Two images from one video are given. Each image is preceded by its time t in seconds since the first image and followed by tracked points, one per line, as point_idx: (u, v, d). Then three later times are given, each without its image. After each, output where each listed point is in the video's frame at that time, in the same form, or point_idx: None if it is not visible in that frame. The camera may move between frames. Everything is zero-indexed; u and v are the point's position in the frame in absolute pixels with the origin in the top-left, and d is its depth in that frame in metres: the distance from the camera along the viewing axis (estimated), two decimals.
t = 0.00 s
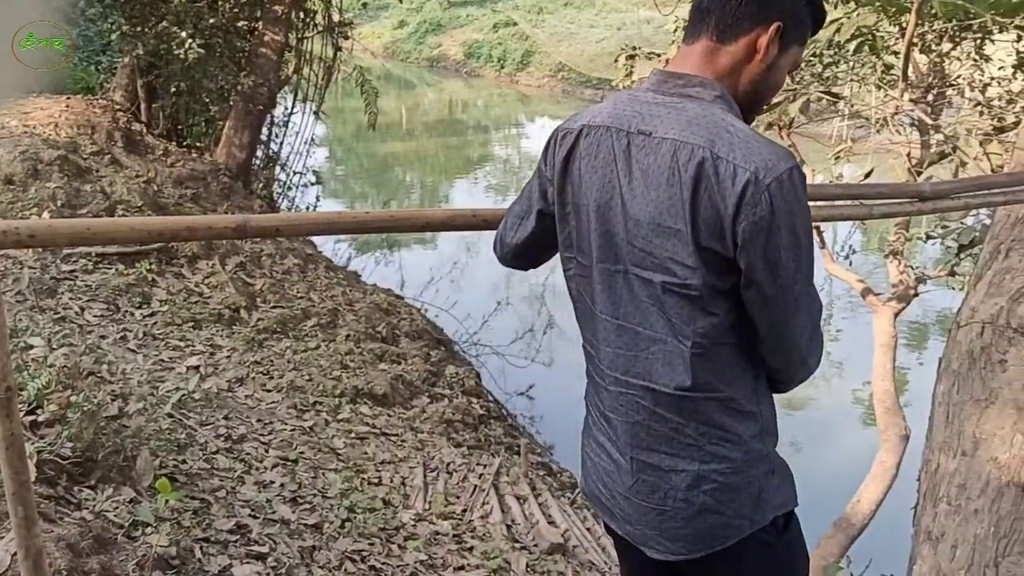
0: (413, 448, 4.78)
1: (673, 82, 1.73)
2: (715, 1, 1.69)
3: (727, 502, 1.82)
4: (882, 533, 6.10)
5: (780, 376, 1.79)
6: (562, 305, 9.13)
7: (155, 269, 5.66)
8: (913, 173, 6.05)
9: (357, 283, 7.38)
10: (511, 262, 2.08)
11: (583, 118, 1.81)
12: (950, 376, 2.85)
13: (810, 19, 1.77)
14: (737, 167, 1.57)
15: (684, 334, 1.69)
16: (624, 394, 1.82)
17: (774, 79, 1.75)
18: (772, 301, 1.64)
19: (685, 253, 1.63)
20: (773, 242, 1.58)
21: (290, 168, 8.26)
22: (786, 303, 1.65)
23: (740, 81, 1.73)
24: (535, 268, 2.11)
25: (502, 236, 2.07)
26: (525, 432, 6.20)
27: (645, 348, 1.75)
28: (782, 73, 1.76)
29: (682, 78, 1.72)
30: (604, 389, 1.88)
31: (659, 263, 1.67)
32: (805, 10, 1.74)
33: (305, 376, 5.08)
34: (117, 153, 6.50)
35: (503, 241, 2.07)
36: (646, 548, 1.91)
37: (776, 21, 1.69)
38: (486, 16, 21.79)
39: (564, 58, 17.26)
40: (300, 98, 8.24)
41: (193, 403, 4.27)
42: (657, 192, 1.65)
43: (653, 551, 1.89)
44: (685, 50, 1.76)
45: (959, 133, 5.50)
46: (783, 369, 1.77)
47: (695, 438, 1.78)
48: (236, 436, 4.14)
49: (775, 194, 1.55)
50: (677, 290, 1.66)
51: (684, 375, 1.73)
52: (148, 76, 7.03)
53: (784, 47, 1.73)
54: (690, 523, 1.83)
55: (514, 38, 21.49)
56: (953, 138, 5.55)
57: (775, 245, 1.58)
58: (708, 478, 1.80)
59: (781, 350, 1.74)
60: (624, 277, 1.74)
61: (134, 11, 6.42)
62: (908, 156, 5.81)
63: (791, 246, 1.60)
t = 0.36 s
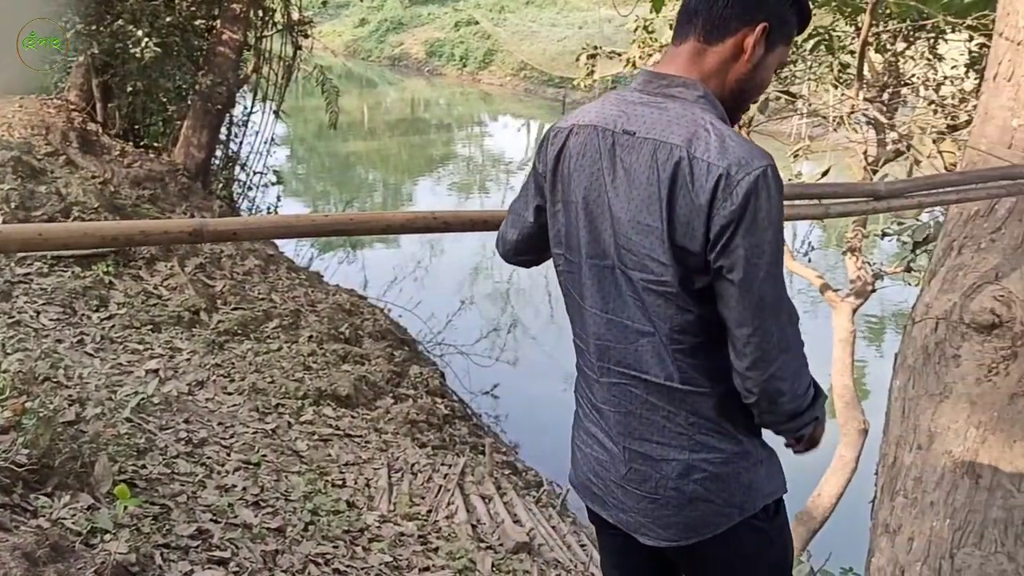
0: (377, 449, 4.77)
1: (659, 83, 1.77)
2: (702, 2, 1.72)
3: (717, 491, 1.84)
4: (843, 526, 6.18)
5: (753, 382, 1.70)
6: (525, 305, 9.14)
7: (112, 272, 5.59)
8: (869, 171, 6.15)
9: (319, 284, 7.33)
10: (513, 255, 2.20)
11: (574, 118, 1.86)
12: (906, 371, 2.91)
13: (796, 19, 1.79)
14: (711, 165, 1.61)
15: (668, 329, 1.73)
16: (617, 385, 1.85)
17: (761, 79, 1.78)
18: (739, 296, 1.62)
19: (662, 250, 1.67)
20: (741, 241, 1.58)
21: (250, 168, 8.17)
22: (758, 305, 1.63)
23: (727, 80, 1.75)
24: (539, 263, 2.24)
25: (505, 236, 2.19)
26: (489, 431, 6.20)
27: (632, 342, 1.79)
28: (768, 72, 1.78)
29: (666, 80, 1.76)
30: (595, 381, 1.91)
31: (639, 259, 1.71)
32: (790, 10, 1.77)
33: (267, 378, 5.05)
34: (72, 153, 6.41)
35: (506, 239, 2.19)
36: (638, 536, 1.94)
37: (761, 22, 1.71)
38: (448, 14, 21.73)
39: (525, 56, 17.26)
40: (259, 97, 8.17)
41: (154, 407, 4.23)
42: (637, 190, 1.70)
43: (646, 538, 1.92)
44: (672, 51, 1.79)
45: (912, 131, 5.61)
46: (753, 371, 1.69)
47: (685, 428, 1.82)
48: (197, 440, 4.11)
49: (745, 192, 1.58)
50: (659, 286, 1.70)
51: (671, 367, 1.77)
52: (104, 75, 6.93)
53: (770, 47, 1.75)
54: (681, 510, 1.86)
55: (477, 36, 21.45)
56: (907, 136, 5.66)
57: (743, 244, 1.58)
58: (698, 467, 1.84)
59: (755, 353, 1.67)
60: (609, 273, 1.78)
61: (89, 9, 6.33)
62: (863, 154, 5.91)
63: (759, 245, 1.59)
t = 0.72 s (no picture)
0: (333, 451, 4.74)
1: (637, 90, 1.77)
2: (681, 10, 1.72)
3: (698, 485, 1.84)
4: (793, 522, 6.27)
5: (692, 379, 1.63)
6: (482, 305, 9.14)
7: (59, 275, 5.49)
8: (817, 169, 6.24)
9: (273, 285, 7.27)
10: (484, 255, 2.10)
11: (554, 122, 1.85)
12: (853, 365, 2.96)
13: (773, 26, 1.80)
14: (685, 171, 1.62)
15: (649, 331, 1.72)
16: (601, 384, 1.84)
17: (740, 86, 1.78)
18: (694, 292, 1.59)
19: (641, 253, 1.66)
20: (712, 244, 1.57)
21: (200, 167, 8.05)
22: (711, 301, 1.58)
23: (706, 87, 1.75)
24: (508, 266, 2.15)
25: (477, 236, 2.08)
26: (446, 431, 6.18)
27: (614, 342, 1.78)
28: (747, 80, 1.78)
29: (646, 86, 1.77)
30: (578, 379, 1.90)
31: (619, 262, 1.70)
32: (769, 18, 1.77)
33: (220, 381, 4.99)
34: (16, 154, 6.29)
35: (476, 239, 2.09)
36: (619, 527, 1.94)
37: (740, 30, 1.72)
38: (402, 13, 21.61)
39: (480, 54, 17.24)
40: (209, 96, 8.07)
41: (102, 412, 4.17)
42: (616, 194, 1.69)
43: (626, 530, 1.92)
44: (652, 57, 1.79)
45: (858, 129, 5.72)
46: (692, 366, 1.62)
47: (667, 424, 1.81)
48: (148, 445, 4.06)
49: (715, 195, 1.58)
50: (640, 287, 1.69)
51: (654, 365, 1.75)
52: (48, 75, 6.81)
53: (748, 55, 1.76)
54: (661, 505, 1.86)
55: (431, 34, 21.40)
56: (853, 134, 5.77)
57: (712, 245, 1.58)
58: (680, 462, 1.83)
59: (709, 352, 1.60)
60: (590, 276, 1.77)
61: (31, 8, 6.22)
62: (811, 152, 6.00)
63: (727, 245, 1.58)
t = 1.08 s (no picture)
0: (285, 454, 4.69)
1: (626, 85, 1.79)
2: (668, 9, 1.74)
3: (682, 470, 1.89)
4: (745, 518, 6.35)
5: (686, 370, 1.65)
6: (436, 304, 9.12)
7: None
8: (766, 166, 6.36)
9: (222, 286, 7.19)
10: (456, 254, 2.06)
11: (541, 115, 1.84)
12: (800, 360, 3.00)
13: (755, 30, 1.84)
14: (682, 167, 1.64)
15: (640, 321, 1.75)
16: (587, 373, 1.86)
17: (722, 87, 1.82)
18: (689, 285, 1.62)
19: (636, 247, 1.68)
20: (708, 240, 1.61)
21: (146, 168, 7.90)
22: (705, 294, 1.62)
23: (691, 86, 1.79)
24: (478, 263, 2.12)
25: (451, 234, 2.04)
26: (401, 431, 6.16)
27: (602, 332, 1.80)
28: (729, 80, 1.82)
29: (634, 83, 1.78)
30: (561, 369, 1.91)
31: (612, 256, 1.71)
32: (751, 20, 1.81)
33: (167, 385, 4.91)
34: None
35: (449, 237, 2.04)
36: (603, 517, 1.95)
37: (725, 31, 1.76)
38: (352, 11, 21.44)
39: (431, 52, 17.18)
40: (154, 95, 7.94)
41: (45, 419, 4.10)
42: (610, 188, 1.70)
43: (612, 518, 1.94)
44: (638, 55, 1.81)
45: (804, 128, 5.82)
46: (684, 356, 1.64)
47: (653, 410, 1.84)
48: (93, 451, 3.99)
49: (712, 193, 1.61)
50: (632, 280, 1.71)
51: (643, 353, 1.78)
52: None
53: (731, 55, 1.79)
54: (647, 490, 1.90)
55: (382, 32, 21.27)
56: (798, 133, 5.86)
57: (710, 241, 1.61)
58: (665, 447, 1.87)
59: (702, 344, 1.63)
60: (579, 269, 1.78)
61: None
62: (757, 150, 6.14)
63: (723, 241, 1.62)
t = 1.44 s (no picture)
0: (252, 456, 4.66)
1: (628, 82, 1.83)
2: (667, 8, 1.80)
3: (682, 455, 1.97)
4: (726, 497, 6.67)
5: (692, 361, 1.76)
6: (405, 303, 9.09)
7: None
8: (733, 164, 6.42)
9: (187, 287, 7.12)
10: (457, 250, 2.07)
11: (544, 112, 1.89)
12: (764, 358, 3.04)
13: (750, 29, 1.90)
14: (686, 164, 1.70)
15: (642, 313, 1.82)
16: (589, 363, 1.93)
17: (717, 85, 1.88)
18: (695, 281, 1.70)
19: (641, 242, 1.75)
20: (711, 237, 1.69)
21: (108, 168, 7.80)
22: (712, 291, 1.71)
23: (689, 83, 1.84)
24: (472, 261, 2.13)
25: (452, 231, 2.05)
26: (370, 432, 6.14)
27: (604, 324, 1.87)
28: (724, 77, 1.88)
29: (636, 79, 1.83)
30: (564, 360, 1.97)
31: (616, 250, 1.78)
32: (747, 19, 1.87)
33: (132, 387, 4.85)
34: None
35: (449, 235, 2.06)
36: (605, 503, 2.02)
37: (722, 29, 1.81)
38: (317, 9, 21.25)
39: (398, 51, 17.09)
40: (117, 94, 7.84)
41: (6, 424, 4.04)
42: (615, 185, 1.76)
43: (614, 504, 2.01)
44: (638, 52, 1.86)
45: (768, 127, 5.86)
46: (692, 349, 1.75)
47: (654, 397, 1.93)
48: (56, 455, 3.94)
49: (715, 191, 1.69)
50: (635, 274, 1.78)
51: (645, 343, 1.86)
52: None
53: (726, 54, 1.85)
54: (648, 476, 1.97)
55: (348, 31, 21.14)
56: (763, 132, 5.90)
57: (713, 238, 1.70)
58: (666, 433, 1.95)
59: (709, 337, 1.74)
60: (582, 262, 1.84)
61: None
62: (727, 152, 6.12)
63: (725, 238, 1.70)
